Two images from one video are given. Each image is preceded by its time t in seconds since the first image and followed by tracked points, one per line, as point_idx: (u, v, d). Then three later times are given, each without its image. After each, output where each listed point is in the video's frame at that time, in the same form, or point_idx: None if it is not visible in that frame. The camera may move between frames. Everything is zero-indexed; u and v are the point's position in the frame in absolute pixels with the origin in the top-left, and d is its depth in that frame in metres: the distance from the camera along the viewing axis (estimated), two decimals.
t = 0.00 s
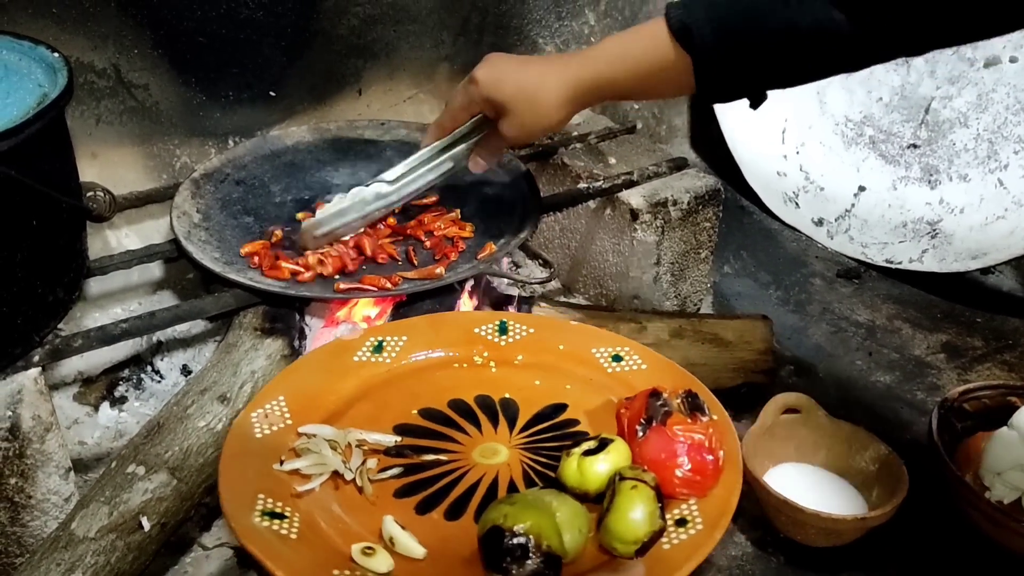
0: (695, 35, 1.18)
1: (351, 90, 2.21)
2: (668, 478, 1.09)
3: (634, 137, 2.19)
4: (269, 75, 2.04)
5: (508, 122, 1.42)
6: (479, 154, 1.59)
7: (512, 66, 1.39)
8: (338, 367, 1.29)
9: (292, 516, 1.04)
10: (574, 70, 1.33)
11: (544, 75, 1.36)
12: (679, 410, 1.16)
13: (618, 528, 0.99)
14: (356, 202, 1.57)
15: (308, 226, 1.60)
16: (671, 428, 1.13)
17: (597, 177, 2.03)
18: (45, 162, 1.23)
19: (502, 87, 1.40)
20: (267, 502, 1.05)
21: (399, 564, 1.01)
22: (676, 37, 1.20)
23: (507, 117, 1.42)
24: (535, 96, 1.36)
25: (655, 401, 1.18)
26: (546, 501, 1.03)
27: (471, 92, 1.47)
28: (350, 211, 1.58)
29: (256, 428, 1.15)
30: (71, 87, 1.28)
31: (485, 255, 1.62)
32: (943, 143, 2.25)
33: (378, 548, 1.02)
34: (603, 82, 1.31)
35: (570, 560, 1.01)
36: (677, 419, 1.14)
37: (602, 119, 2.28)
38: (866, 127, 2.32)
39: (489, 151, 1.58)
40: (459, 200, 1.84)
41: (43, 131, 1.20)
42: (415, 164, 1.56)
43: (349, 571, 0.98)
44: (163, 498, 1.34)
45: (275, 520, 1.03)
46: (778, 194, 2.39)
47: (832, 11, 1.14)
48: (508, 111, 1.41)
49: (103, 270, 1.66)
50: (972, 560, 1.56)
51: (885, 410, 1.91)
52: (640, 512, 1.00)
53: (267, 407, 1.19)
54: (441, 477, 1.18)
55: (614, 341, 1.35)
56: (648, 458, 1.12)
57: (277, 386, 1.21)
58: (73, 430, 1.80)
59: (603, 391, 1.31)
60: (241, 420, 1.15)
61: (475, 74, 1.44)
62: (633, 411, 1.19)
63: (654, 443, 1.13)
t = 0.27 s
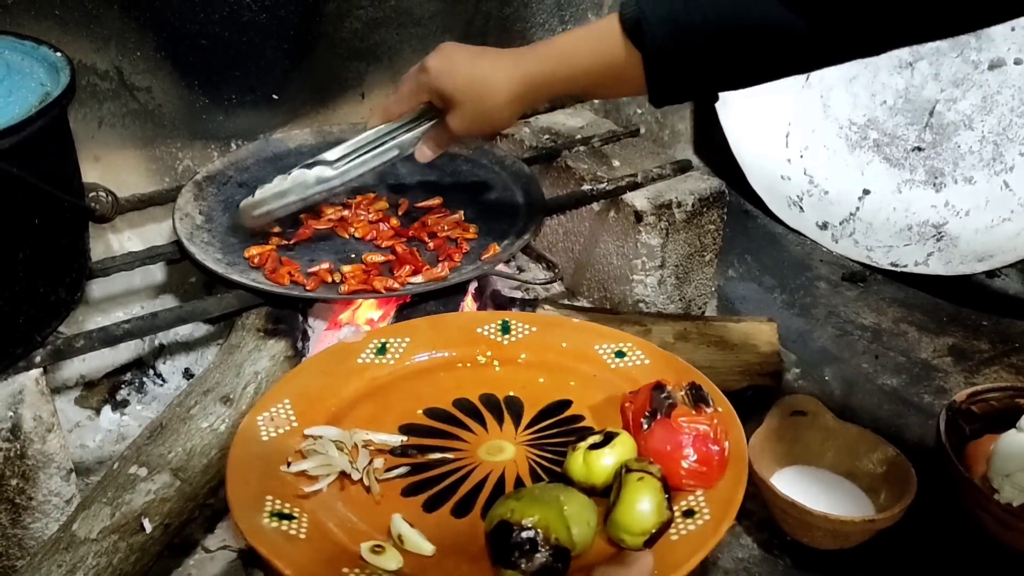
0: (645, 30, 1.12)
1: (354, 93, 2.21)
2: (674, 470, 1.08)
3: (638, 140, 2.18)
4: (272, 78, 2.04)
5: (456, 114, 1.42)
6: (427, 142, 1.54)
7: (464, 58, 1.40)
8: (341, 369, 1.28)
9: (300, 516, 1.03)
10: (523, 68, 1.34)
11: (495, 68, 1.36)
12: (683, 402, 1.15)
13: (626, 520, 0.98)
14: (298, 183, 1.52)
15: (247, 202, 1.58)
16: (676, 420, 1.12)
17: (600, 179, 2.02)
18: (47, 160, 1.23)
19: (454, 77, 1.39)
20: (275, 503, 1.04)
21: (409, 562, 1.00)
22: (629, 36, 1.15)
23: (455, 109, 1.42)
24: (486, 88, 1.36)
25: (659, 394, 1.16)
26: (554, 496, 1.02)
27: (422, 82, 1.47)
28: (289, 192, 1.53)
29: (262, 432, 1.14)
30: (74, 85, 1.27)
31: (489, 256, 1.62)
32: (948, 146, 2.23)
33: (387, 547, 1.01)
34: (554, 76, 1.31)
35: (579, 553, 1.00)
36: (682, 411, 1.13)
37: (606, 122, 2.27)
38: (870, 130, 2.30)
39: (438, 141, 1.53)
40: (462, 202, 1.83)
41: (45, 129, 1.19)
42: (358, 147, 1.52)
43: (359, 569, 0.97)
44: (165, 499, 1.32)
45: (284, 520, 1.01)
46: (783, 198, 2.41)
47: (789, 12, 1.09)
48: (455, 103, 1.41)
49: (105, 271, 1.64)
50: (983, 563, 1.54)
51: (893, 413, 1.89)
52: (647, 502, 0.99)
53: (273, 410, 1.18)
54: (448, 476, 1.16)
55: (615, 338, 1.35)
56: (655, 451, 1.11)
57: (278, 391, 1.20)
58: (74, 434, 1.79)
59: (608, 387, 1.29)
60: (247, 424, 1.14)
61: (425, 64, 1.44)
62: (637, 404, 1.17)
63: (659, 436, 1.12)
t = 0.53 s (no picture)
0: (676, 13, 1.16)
1: (357, 98, 2.20)
2: (678, 477, 1.07)
3: (643, 144, 2.18)
4: (275, 83, 2.04)
5: (491, 101, 1.45)
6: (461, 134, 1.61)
7: (491, 44, 1.40)
8: (351, 378, 1.27)
9: (304, 522, 1.02)
10: (556, 52, 1.34)
11: (522, 53, 1.37)
12: (688, 409, 1.14)
13: (629, 525, 0.97)
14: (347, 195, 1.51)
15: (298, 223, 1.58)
16: (680, 427, 1.11)
17: (604, 182, 2.01)
18: (50, 161, 1.22)
19: (479, 66, 1.41)
20: (279, 508, 1.02)
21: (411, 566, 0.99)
22: (664, 17, 1.19)
23: (490, 97, 1.44)
24: (514, 73, 1.38)
25: (664, 401, 1.15)
26: (556, 500, 1.00)
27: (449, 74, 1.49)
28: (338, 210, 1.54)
29: (267, 439, 1.13)
30: (78, 86, 1.27)
31: (493, 259, 1.61)
32: (954, 150, 2.23)
33: (389, 552, 0.99)
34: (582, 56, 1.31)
35: (582, 558, 0.98)
36: (686, 418, 1.12)
37: (610, 126, 2.27)
38: (875, 135, 2.29)
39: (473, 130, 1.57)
40: (466, 205, 1.82)
41: (48, 130, 1.19)
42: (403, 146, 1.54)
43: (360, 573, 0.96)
44: (167, 503, 1.31)
45: (287, 525, 1.00)
46: (786, 203, 2.39)
47: None
48: (491, 92, 1.42)
49: (108, 274, 1.64)
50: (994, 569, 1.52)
51: (900, 418, 1.87)
52: (650, 508, 0.98)
53: (279, 418, 1.17)
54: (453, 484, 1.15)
55: (621, 350, 1.33)
56: (660, 459, 1.10)
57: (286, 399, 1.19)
58: (75, 439, 1.77)
59: (613, 399, 1.28)
60: (253, 432, 1.13)
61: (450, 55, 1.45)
62: (641, 412, 1.16)
63: (664, 443, 1.11)
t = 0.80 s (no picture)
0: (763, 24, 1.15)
1: (361, 103, 2.20)
2: (665, 472, 1.05)
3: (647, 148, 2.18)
4: (278, 87, 2.04)
5: (562, 127, 1.34)
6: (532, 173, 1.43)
7: (562, 73, 1.34)
8: (336, 380, 1.25)
9: (291, 520, 1.01)
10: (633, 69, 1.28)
11: (599, 74, 1.31)
12: (675, 404, 1.12)
13: (617, 519, 0.96)
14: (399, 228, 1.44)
15: (352, 258, 1.45)
16: (667, 422, 1.09)
17: (609, 186, 2.00)
18: (52, 162, 1.21)
19: (554, 92, 1.34)
20: (267, 507, 1.01)
21: (399, 562, 0.98)
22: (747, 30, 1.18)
23: (560, 121, 1.34)
24: (591, 94, 1.31)
25: (651, 396, 1.14)
26: (544, 493, 0.99)
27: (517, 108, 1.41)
28: (394, 240, 1.45)
29: (256, 440, 1.11)
30: (80, 86, 1.26)
31: (498, 262, 1.60)
32: (959, 153, 2.21)
33: (377, 548, 0.99)
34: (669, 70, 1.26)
35: (570, 553, 0.97)
36: (674, 412, 1.11)
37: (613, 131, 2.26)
38: (880, 139, 2.29)
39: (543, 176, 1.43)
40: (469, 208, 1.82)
41: (50, 130, 1.18)
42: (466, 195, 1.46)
43: (348, 569, 0.95)
44: (170, 506, 1.30)
45: (275, 524, 0.99)
46: (792, 208, 2.40)
47: None
48: (562, 115, 1.33)
49: (110, 278, 1.63)
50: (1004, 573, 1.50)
51: (908, 422, 1.86)
52: (638, 501, 0.97)
53: (267, 418, 1.15)
54: (442, 480, 1.14)
55: (611, 346, 1.32)
56: (647, 454, 1.08)
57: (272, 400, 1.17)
58: (78, 443, 1.76)
59: (602, 397, 1.27)
60: (241, 432, 1.11)
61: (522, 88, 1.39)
62: (629, 407, 1.15)
63: (651, 438, 1.09)
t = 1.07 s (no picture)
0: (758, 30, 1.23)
1: (365, 108, 2.20)
2: (673, 470, 1.04)
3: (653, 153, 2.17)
4: (283, 93, 2.04)
5: (559, 110, 1.49)
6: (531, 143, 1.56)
7: (571, 58, 1.48)
8: (345, 374, 1.25)
9: (296, 511, 1.00)
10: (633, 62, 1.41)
11: (600, 65, 1.44)
12: (684, 402, 1.11)
13: (625, 515, 0.95)
14: (403, 168, 1.55)
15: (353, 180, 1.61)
16: (676, 420, 1.08)
17: (614, 192, 2.00)
18: (57, 165, 1.21)
19: (558, 73, 1.48)
20: (272, 498, 1.01)
21: (404, 555, 0.98)
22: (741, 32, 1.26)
23: (558, 105, 1.49)
24: (589, 83, 1.44)
25: (660, 393, 1.12)
26: (551, 489, 0.99)
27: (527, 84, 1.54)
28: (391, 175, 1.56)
29: (261, 431, 1.11)
30: (85, 90, 1.26)
31: (503, 266, 1.60)
32: (965, 158, 2.21)
33: (382, 540, 0.98)
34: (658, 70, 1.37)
35: (576, 550, 0.96)
36: (682, 411, 1.09)
37: (617, 136, 2.26)
38: (885, 144, 2.27)
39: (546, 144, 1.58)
40: (474, 213, 1.81)
41: (55, 133, 1.18)
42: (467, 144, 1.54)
43: (352, 561, 0.94)
44: (175, 511, 1.29)
45: (279, 514, 0.98)
46: (797, 214, 2.39)
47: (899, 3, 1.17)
48: (560, 99, 1.48)
49: (116, 283, 1.60)
50: None
51: (916, 428, 1.84)
52: (645, 498, 0.96)
53: (274, 411, 1.15)
54: (448, 476, 1.13)
55: (620, 347, 1.31)
56: (654, 451, 1.07)
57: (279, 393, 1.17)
58: (82, 450, 1.75)
59: (610, 396, 1.26)
60: (247, 424, 1.11)
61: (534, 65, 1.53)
62: (638, 406, 1.13)
63: (659, 436, 1.08)
